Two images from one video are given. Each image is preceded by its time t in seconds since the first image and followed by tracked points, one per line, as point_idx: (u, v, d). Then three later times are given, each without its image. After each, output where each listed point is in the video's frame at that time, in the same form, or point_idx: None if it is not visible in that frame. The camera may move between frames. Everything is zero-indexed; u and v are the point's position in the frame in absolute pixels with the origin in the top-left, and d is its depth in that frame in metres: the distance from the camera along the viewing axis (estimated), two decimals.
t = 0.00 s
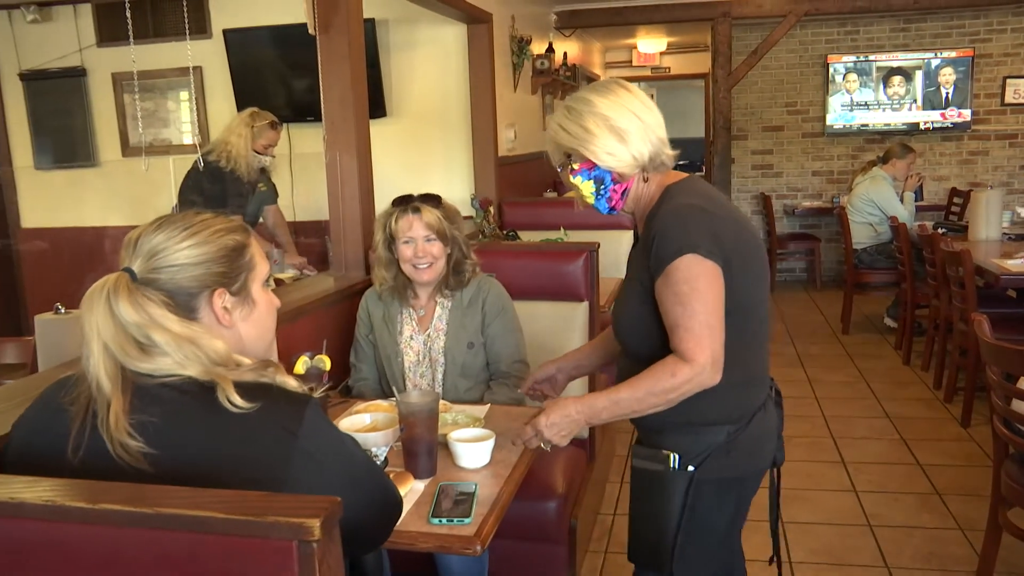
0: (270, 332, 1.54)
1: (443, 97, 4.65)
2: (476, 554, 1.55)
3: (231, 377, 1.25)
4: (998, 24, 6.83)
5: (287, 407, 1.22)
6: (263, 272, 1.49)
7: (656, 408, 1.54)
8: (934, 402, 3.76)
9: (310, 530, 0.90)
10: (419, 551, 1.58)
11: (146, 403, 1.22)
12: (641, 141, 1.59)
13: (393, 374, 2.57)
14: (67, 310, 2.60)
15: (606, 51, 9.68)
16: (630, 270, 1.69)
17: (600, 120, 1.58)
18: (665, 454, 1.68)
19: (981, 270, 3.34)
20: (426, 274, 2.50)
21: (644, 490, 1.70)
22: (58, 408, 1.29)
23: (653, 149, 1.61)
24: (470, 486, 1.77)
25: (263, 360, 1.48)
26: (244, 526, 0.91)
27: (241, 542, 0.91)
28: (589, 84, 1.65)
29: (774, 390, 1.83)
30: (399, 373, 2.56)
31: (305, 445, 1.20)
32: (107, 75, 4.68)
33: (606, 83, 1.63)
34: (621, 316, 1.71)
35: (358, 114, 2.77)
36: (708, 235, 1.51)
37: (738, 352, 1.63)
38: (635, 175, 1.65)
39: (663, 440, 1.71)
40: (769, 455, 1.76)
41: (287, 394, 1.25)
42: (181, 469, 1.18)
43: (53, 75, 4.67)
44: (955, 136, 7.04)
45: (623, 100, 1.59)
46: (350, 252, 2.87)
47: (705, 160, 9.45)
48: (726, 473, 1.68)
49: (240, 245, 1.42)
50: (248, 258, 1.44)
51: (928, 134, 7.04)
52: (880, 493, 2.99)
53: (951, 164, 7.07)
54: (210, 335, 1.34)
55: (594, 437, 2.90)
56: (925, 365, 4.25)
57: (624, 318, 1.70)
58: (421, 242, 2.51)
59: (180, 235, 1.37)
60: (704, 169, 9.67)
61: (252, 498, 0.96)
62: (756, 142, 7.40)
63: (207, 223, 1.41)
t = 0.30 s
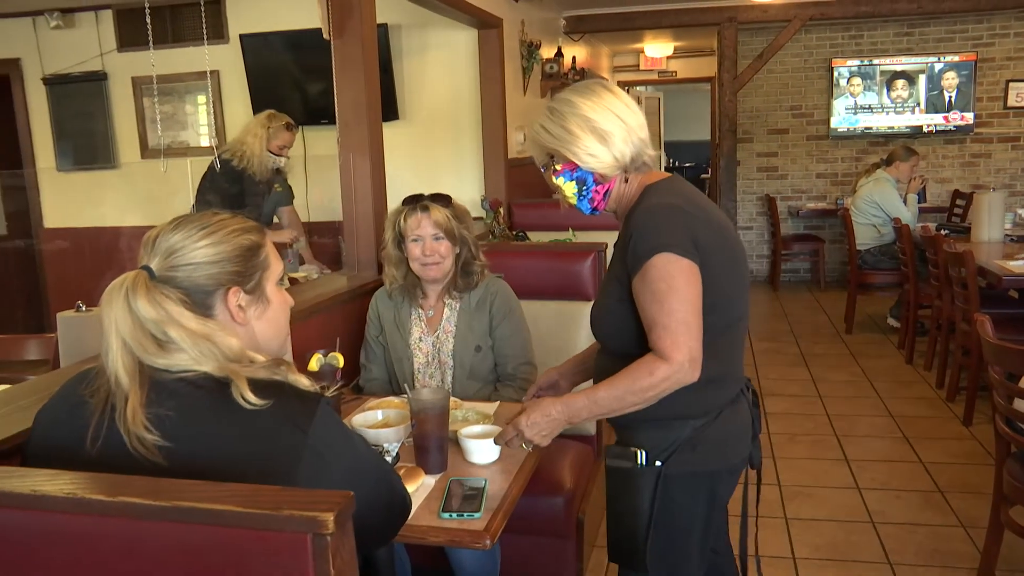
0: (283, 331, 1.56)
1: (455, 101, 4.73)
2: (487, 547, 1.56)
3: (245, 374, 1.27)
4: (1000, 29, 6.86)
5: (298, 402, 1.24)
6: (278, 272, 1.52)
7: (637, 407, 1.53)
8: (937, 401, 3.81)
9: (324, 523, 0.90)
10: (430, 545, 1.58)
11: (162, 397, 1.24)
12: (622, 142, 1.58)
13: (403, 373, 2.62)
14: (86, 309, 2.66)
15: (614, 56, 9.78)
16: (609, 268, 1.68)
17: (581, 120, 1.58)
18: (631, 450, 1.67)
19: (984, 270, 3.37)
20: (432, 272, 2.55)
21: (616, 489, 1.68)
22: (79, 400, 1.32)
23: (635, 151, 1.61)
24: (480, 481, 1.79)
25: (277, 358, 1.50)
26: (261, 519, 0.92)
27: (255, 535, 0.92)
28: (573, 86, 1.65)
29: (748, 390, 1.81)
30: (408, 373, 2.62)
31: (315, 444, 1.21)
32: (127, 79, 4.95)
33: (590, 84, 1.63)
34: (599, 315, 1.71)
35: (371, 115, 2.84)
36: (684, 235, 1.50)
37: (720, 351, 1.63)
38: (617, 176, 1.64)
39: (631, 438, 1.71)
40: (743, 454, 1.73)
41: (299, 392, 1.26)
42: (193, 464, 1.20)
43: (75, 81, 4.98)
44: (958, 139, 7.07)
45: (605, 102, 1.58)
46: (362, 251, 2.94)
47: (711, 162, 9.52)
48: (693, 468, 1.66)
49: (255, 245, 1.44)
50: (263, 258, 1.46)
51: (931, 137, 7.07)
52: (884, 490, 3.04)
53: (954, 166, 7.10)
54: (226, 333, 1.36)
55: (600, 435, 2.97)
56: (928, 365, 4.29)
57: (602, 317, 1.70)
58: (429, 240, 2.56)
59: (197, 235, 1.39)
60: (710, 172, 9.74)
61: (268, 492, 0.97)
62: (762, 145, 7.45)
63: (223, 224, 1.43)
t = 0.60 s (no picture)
0: (307, 329, 1.61)
1: (467, 105, 4.79)
2: (497, 543, 1.60)
3: (271, 372, 1.31)
4: (1006, 32, 6.88)
5: (322, 400, 1.29)
6: (303, 272, 1.57)
7: (627, 408, 1.56)
8: (942, 400, 3.84)
9: (338, 518, 0.95)
10: (442, 540, 1.62)
11: (190, 393, 1.29)
12: (614, 144, 1.62)
13: (416, 373, 2.68)
14: (106, 307, 2.72)
15: (624, 58, 9.84)
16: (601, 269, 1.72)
17: (573, 123, 1.61)
18: (619, 452, 1.71)
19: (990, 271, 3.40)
20: (445, 275, 2.60)
21: (607, 488, 1.73)
22: (108, 396, 1.37)
23: (626, 152, 1.64)
24: (491, 478, 1.83)
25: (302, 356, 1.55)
26: (277, 514, 0.97)
27: (273, 530, 0.97)
28: (566, 87, 1.67)
29: (739, 390, 1.85)
30: (421, 372, 2.67)
31: (338, 435, 1.26)
32: (146, 82, 5.05)
33: (582, 87, 1.65)
34: (592, 315, 1.75)
35: (384, 118, 2.90)
36: (673, 237, 1.54)
37: (713, 352, 1.67)
38: (610, 177, 1.67)
39: (620, 437, 1.75)
40: (733, 454, 1.76)
41: (321, 389, 1.31)
42: (220, 458, 1.24)
43: (96, 84, 5.09)
44: (964, 141, 7.09)
45: (597, 105, 1.61)
46: (376, 251, 3.00)
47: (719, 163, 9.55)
48: (680, 467, 1.70)
49: (281, 245, 1.49)
50: (289, 257, 1.52)
51: (937, 139, 7.09)
52: (888, 488, 3.07)
53: (959, 168, 7.11)
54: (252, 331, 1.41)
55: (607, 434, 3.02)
56: (934, 364, 4.32)
57: (595, 317, 1.74)
58: (442, 244, 2.60)
59: (225, 235, 1.45)
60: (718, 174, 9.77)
61: (283, 488, 1.01)
62: (769, 147, 7.49)
63: (250, 224, 1.49)
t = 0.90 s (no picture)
0: (323, 326, 1.64)
1: (475, 105, 4.82)
2: (505, 539, 1.62)
3: (287, 369, 1.34)
4: (1013, 33, 6.87)
5: (336, 396, 1.31)
6: (319, 270, 1.60)
7: (631, 408, 1.59)
8: (948, 400, 3.84)
9: (349, 514, 0.97)
10: (450, 536, 1.64)
11: (208, 389, 1.31)
12: (613, 146, 1.63)
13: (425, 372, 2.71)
14: (118, 304, 2.75)
15: (631, 59, 9.85)
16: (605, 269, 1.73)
17: (571, 125, 1.63)
18: (622, 451, 1.73)
19: (996, 272, 3.41)
20: (454, 275, 2.63)
21: (609, 487, 1.75)
22: (126, 392, 1.40)
23: (626, 153, 1.66)
24: (499, 476, 1.85)
25: (318, 353, 1.58)
26: (287, 510, 0.99)
27: (283, 526, 0.99)
28: (564, 89, 1.69)
29: (739, 390, 1.87)
30: (430, 371, 2.70)
31: (355, 432, 1.29)
32: (159, 82, 5.10)
33: (580, 88, 1.67)
34: (596, 315, 1.77)
35: (393, 119, 2.93)
36: (674, 238, 1.56)
37: (714, 351, 1.69)
38: (611, 178, 1.69)
39: (622, 436, 1.77)
40: (733, 453, 1.78)
41: (334, 385, 1.33)
42: (237, 454, 1.27)
43: (109, 84, 5.14)
44: (971, 142, 7.08)
45: (595, 107, 1.63)
46: (384, 250, 3.03)
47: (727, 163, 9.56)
48: (682, 467, 1.72)
49: (300, 243, 1.52)
50: (306, 255, 1.55)
51: (944, 140, 7.09)
52: (894, 488, 3.09)
53: (966, 169, 7.11)
54: (268, 328, 1.44)
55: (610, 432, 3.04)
56: (939, 365, 4.32)
57: (599, 317, 1.76)
58: (451, 245, 2.62)
59: (246, 233, 1.48)
60: (725, 174, 9.79)
61: (293, 484, 1.04)
62: (776, 147, 7.50)
63: (270, 223, 1.52)
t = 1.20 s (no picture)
0: (329, 325, 1.65)
1: (483, 105, 4.84)
2: (512, 537, 1.63)
3: (294, 368, 1.35)
4: (1021, 33, 6.85)
5: (342, 395, 1.32)
6: (326, 269, 1.62)
7: (641, 409, 1.60)
8: (954, 400, 3.84)
9: (357, 511, 0.98)
10: (457, 534, 1.65)
11: (215, 386, 1.33)
12: (618, 145, 1.64)
13: (431, 371, 2.73)
14: (129, 303, 2.77)
15: (638, 59, 9.86)
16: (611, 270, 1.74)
17: (577, 125, 1.64)
18: (627, 450, 1.74)
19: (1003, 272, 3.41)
20: (461, 275, 2.64)
21: (615, 487, 1.76)
22: (135, 389, 1.42)
23: (632, 153, 1.67)
24: (506, 474, 1.87)
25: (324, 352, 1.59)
26: (296, 507, 1.00)
27: (293, 523, 1.01)
28: (570, 90, 1.71)
29: (744, 390, 1.88)
30: (436, 371, 2.72)
31: (361, 431, 1.29)
32: (169, 82, 5.12)
33: (586, 88, 1.69)
34: (602, 315, 1.77)
35: (402, 118, 2.94)
36: (682, 238, 1.57)
37: (720, 351, 1.70)
38: (618, 178, 1.71)
39: (628, 436, 1.77)
40: (737, 452, 1.80)
41: (341, 384, 1.35)
42: (242, 452, 1.28)
43: (119, 84, 5.18)
44: (978, 142, 7.07)
45: (600, 106, 1.64)
46: (393, 250, 3.06)
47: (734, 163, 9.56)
48: (687, 466, 1.73)
49: (307, 243, 1.54)
50: (313, 255, 1.56)
51: (951, 140, 7.08)
52: (900, 487, 3.09)
53: (973, 169, 7.10)
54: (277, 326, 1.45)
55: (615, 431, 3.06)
56: (945, 365, 4.32)
57: (605, 318, 1.76)
58: (458, 245, 2.64)
59: (253, 231, 1.50)
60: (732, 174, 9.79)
61: (301, 482, 1.05)
62: (783, 147, 7.50)
63: (277, 222, 1.54)
